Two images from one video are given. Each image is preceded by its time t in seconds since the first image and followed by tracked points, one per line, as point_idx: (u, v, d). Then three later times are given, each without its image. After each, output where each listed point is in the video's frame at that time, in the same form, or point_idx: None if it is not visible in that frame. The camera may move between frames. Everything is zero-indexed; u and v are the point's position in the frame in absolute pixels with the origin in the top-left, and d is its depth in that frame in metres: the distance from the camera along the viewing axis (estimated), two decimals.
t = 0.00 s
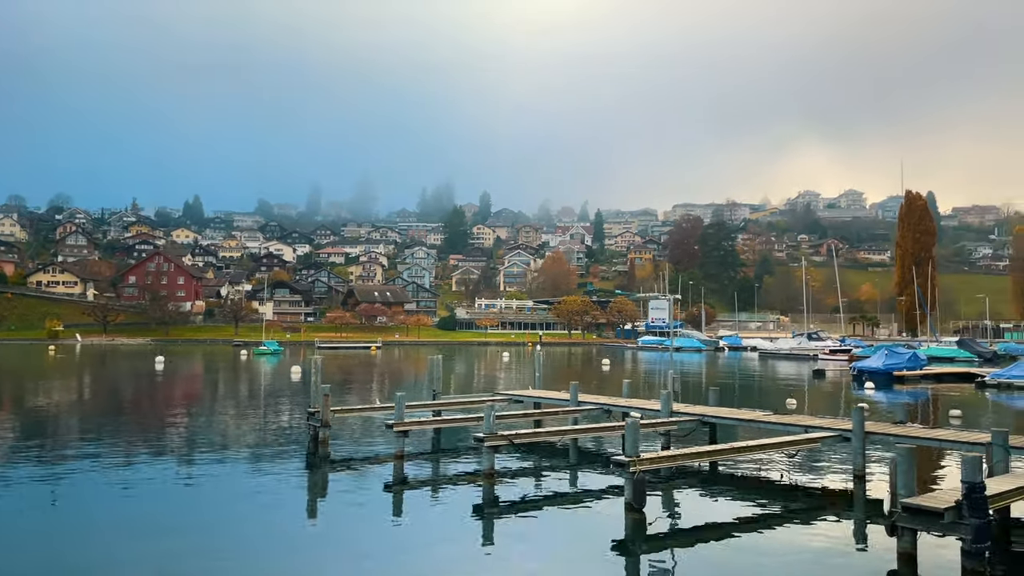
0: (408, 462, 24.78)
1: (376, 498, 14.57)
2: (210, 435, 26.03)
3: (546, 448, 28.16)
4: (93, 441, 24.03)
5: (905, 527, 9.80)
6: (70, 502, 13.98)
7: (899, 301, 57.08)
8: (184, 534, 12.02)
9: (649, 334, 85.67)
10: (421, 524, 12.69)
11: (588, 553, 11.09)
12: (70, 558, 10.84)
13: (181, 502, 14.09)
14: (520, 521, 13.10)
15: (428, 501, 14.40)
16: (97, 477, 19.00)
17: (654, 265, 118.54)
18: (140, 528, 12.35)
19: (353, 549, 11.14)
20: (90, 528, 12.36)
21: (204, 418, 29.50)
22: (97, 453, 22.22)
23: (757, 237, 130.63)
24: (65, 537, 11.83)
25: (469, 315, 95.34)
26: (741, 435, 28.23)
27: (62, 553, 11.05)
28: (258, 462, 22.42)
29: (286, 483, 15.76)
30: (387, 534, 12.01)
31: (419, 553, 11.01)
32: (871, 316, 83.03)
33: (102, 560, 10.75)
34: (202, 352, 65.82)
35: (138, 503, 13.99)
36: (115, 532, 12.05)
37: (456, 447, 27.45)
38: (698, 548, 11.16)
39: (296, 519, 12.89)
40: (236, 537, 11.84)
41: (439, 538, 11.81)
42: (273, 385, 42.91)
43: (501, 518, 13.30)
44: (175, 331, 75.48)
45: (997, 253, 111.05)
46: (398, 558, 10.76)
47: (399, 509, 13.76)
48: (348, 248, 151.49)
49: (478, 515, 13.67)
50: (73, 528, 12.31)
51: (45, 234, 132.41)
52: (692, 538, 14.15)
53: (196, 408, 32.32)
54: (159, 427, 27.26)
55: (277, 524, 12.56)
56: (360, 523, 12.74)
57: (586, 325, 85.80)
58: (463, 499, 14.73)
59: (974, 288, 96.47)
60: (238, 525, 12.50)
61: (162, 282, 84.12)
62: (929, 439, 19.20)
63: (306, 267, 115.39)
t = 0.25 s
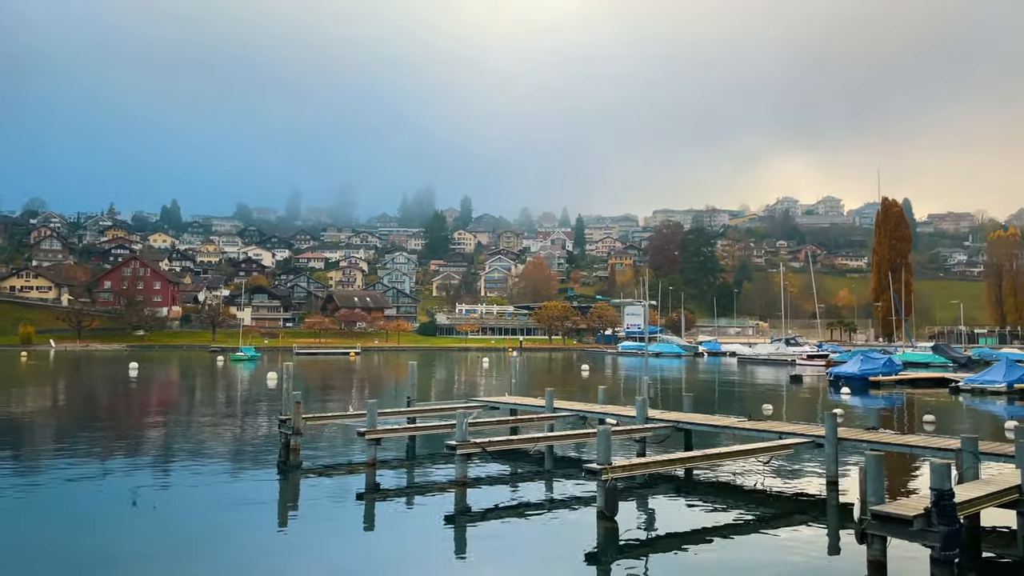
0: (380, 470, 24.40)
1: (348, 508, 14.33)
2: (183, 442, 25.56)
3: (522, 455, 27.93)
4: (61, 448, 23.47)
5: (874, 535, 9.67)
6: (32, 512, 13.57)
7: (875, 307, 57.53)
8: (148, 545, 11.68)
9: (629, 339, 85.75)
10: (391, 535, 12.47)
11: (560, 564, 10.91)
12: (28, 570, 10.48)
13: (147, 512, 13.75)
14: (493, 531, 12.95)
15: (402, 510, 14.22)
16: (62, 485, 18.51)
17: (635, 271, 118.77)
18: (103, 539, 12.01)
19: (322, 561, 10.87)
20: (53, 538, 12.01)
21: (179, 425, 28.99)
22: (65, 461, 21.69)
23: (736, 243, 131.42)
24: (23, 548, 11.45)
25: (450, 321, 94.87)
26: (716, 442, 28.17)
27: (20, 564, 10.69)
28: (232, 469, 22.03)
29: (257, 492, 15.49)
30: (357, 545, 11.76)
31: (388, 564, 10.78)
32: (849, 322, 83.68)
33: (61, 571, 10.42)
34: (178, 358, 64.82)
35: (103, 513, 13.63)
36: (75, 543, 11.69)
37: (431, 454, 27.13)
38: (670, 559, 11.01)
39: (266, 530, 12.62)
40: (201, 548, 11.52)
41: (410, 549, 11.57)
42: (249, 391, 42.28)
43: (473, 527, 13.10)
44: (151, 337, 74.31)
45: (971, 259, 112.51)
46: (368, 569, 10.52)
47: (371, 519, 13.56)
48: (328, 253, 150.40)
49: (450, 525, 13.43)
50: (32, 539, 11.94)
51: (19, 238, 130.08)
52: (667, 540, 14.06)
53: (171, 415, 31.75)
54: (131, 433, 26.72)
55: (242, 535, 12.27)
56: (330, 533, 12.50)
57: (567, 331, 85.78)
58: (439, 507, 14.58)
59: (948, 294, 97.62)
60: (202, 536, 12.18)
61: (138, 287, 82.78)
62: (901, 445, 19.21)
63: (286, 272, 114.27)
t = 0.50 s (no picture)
0: (358, 476, 24.02)
1: (325, 516, 14.13)
2: (161, 447, 25.15)
3: (503, 460, 27.69)
4: (38, 454, 23.04)
5: (851, 542, 9.55)
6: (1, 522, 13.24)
7: (858, 312, 57.77)
8: (118, 556, 11.41)
9: (614, 344, 85.73)
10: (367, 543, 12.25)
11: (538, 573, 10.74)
12: None
13: (116, 521, 13.45)
14: (470, 541, 12.79)
15: (380, 519, 14.01)
16: (34, 494, 18.11)
17: (620, 276, 118.86)
18: (74, 550, 11.72)
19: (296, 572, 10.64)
20: (21, 549, 11.71)
21: (159, 430, 28.56)
22: (39, 469, 21.25)
23: (721, 248, 131.96)
24: None
25: (435, 325, 94.44)
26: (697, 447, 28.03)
27: None
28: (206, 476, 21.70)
29: (233, 499, 15.24)
30: (332, 555, 11.53)
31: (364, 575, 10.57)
32: (832, 326, 84.10)
33: None
34: (160, 363, 63.98)
35: (73, 523, 13.32)
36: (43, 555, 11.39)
37: (411, 460, 26.81)
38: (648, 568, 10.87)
39: (242, 539, 12.40)
40: (173, 558, 11.26)
41: (386, 559, 11.38)
42: (231, 397, 41.73)
43: (452, 537, 12.90)
44: (132, 342, 73.33)
45: (953, 264, 113.55)
46: None
47: (348, 527, 13.37)
48: (313, 257, 149.49)
49: (429, 534, 13.22)
50: None
51: None
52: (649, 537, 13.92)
53: (153, 420, 31.35)
54: (108, 439, 26.23)
55: (213, 545, 11.99)
56: (302, 543, 12.25)
57: (552, 335, 85.73)
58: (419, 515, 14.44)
59: (930, 299, 98.40)
60: (175, 546, 11.93)
61: (119, 292, 81.65)
62: (880, 449, 19.17)
63: (270, 276, 113.31)
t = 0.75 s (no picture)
0: (340, 481, 23.65)
1: (307, 520, 13.96)
2: (146, 451, 24.83)
3: (487, 465, 27.45)
4: (20, 459, 22.66)
5: (833, 545, 9.41)
6: None
7: (845, 315, 57.92)
8: (94, 563, 11.16)
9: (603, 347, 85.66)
10: (347, 548, 12.07)
11: None
12: None
13: (91, 526, 13.18)
14: (453, 545, 12.67)
15: (362, 524, 13.80)
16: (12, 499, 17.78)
17: (609, 279, 118.92)
18: (49, 556, 11.45)
19: None
20: None
21: (146, 434, 28.24)
22: (18, 473, 20.87)
23: (709, 252, 132.34)
24: None
25: (423, 329, 94.11)
26: (682, 450, 27.92)
27: None
28: (190, 480, 21.44)
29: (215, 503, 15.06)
30: (312, 562, 11.31)
31: None
32: (819, 330, 84.40)
33: None
34: (146, 366, 63.37)
35: (49, 529, 13.04)
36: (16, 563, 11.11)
37: (395, 464, 26.51)
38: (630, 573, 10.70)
39: (223, 544, 12.20)
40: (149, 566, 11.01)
41: (366, 566, 11.16)
42: (218, 401, 41.37)
43: (434, 542, 12.70)
44: (119, 346, 72.59)
45: (939, 268, 114.25)
46: None
47: (329, 532, 13.21)
48: (301, 261, 148.78)
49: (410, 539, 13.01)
50: None
51: None
52: (632, 538, 13.81)
53: (139, 423, 30.98)
54: (94, 443, 25.90)
55: (191, 550, 11.77)
56: (283, 548, 12.08)
57: (541, 339, 85.64)
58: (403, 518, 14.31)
59: (917, 302, 98.97)
60: (153, 552, 11.69)
61: (105, 295, 80.79)
62: (864, 452, 19.07)
63: (258, 280, 112.63)
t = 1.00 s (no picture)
0: (323, 485, 23.23)
1: (291, 522, 13.75)
2: (131, 453, 24.48)
3: (472, 467, 27.19)
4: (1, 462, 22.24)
5: (817, 552, 9.18)
6: None
7: (835, 318, 57.95)
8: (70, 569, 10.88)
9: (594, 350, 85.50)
10: (327, 552, 11.85)
11: None
12: None
13: (70, 530, 12.93)
14: (436, 549, 12.46)
15: (344, 528, 13.57)
16: None
17: (601, 282, 118.83)
18: (29, 562, 11.21)
19: None
20: None
21: (134, 436, 27.89)
22: None
23: (700, 254, 132.53)
24: None
25: (414, 331, 93.76)
26: (670, 453, 27.72)
27: None
28: (175, 483, 21.10)
29: (199, 505, 14.85)
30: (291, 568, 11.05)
31: None
32: (809, 333, 84.53)
33: None
34: (134, 369, 62.73)
35: (26, 534, 12.73)
36: None
37: (380, 467, 26.14)
38: None
39: (206, 550, 11.95)
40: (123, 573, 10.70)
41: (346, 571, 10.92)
42: (206, 403, 40.98)
43: (417, 547, 12.47)
44: (107, 349, 71.82)
45: (928, 270, 114.79)
46: None
47: (312, 535, 12.99)
48: (292, 263, 148.09)
49: (394, 544, 12.74)
50: None
51: None
52: (617, 540, 13.62)
53: (128, 426, 30.60)
54: (80, 446, 25.51)
55: (171, 556, 11.51)
56: (263, 551, 11.86)
57: (532, 341, 85.40)
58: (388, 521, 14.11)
59: (906, 305, 99.37)
60: (130, 559, 11.41)
61: (94, 298, 79.99)
62: (850, 456, 18.92)
63: (248, 282, 111.93)
